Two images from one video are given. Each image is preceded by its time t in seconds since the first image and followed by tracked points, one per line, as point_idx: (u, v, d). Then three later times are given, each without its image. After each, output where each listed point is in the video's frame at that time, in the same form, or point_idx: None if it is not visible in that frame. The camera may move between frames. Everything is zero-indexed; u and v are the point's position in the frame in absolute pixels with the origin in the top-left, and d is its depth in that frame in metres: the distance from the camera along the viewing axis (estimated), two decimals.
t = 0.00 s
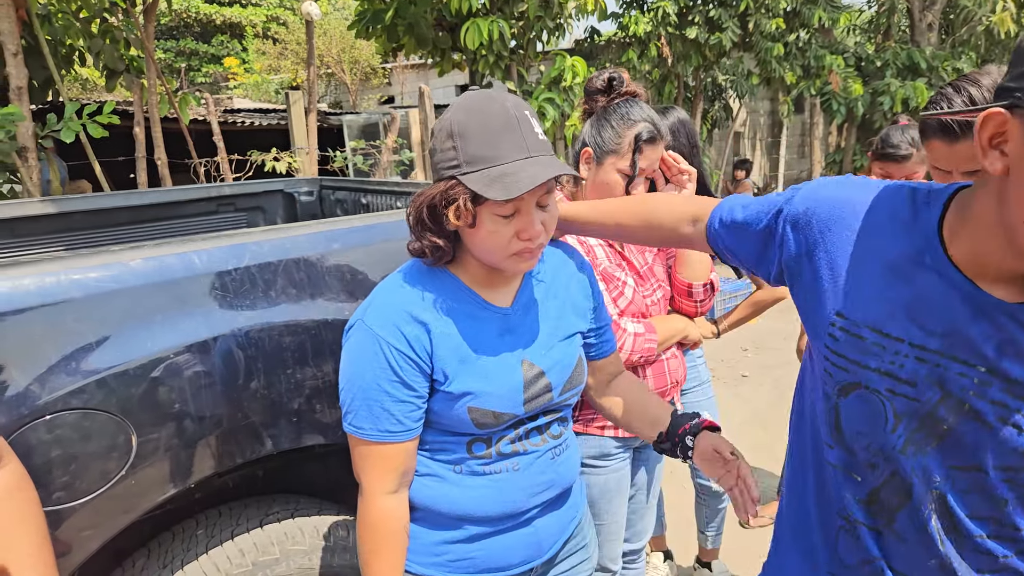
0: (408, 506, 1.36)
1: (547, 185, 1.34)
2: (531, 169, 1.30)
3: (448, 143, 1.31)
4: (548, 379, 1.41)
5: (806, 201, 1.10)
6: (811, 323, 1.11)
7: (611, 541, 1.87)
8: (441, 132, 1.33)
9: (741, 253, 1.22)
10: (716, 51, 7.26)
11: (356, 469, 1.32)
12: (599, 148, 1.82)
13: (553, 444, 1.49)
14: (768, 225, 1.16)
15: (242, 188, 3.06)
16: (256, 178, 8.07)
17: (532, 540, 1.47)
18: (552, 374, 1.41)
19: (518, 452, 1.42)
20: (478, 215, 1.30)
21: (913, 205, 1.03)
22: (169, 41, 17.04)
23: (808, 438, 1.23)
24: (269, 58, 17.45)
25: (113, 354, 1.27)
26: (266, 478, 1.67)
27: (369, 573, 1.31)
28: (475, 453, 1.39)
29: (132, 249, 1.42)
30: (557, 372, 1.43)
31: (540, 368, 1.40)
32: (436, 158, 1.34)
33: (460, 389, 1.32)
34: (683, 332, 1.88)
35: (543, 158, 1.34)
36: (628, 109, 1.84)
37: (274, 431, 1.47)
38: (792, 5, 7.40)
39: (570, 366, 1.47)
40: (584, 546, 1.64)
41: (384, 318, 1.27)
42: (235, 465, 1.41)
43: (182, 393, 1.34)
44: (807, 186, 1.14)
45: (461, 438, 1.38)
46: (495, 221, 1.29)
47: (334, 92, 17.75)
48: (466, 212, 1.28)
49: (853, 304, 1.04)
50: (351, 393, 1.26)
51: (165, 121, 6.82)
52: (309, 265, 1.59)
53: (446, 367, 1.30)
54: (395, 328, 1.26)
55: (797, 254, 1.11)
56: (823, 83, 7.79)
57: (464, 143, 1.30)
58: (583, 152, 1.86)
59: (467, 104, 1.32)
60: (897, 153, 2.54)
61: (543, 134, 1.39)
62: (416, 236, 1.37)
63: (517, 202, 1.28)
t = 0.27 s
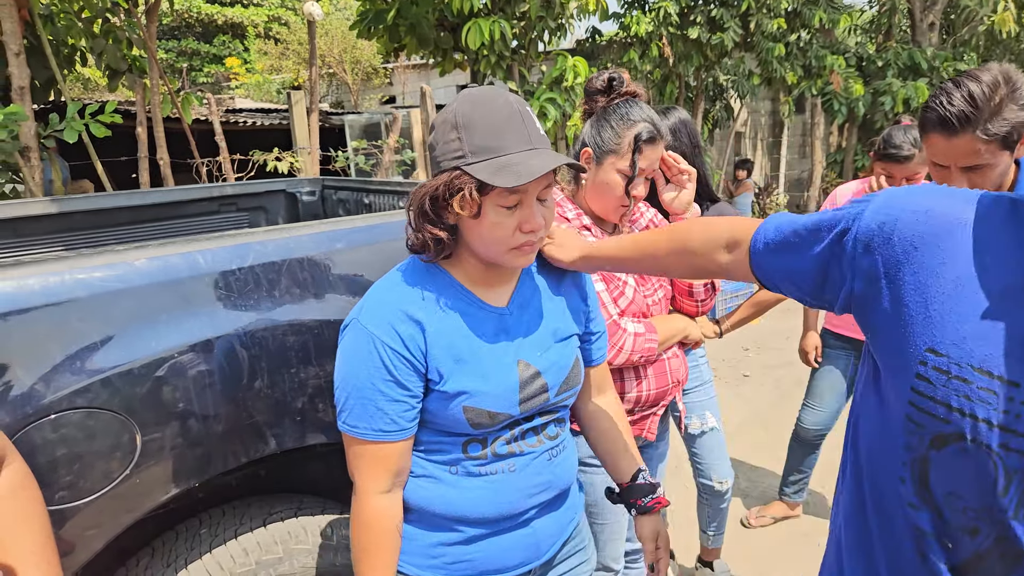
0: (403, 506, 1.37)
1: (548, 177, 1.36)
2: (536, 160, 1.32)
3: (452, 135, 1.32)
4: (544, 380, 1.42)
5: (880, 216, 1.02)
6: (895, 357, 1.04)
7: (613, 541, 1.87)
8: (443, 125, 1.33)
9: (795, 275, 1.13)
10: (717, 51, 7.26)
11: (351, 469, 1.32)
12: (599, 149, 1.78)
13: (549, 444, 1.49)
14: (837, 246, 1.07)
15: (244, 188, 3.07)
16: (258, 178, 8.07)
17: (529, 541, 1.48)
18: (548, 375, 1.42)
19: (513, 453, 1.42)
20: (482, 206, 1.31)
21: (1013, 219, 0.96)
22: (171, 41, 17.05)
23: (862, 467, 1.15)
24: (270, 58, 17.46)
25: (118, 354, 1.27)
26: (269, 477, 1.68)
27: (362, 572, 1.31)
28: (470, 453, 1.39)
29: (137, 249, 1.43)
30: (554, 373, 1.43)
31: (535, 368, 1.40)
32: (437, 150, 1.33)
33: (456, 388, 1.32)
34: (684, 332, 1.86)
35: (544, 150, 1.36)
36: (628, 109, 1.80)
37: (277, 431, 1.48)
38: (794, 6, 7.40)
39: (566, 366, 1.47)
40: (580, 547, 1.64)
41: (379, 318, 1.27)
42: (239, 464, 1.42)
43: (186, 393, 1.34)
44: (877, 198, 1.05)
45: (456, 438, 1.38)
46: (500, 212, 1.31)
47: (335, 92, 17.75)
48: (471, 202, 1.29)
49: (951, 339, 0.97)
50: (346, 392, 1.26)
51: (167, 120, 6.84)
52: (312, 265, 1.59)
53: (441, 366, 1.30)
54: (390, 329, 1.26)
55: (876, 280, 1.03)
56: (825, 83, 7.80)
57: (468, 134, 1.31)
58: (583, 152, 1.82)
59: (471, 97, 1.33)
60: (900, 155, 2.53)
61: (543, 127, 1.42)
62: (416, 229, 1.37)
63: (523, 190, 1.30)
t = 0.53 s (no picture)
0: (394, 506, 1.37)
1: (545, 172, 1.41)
2: (538, 152, 1.36)
3: (456, 124, 1.33)
4: (534, 374, 1.42)
5: (1012, 288, 0.73)
6: None
7: (614, 539, 1.86)
8: (446, 114, 1.35)
9: (892, 365, 0.85)
10: (718, 50, 7.26)
11: (341, 469, 1.32)
12: (599, 146, 1.77)
13: (541, 442, 1.49)
14: (952, 325, 0.78)
15: (244, 187, 3.07)
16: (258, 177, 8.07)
17: (522, 540, 1.48)
18: (537, 369, 1.42)
19: (504, 451, 1.43)
20: (485, 196, 1.33)
21: None
22: (172, 40, 17.07)
23: (970, 524, 1.03)
24: (271, 58, 17.46)
25: (118, 350, 1.27)
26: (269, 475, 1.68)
27: (354, 572, 1.32)
28: (461, 452, 1.39)
29: (138, 246, 1.43)
30: (543, 367, 1.44)
31: (525, 363, 1.41)
32: (439, 138, 1.35)
33: (446, 384, 1.32)
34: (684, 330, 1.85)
35: (543, 144, 1.40)
36: (629, 106, 1.79)
37: (278, 428, 1.48)
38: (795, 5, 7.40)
39: (557, 361, 1.47)
40: (575, 546, 1.64)
41: (367, 317, 1.28)
42: (239, 462, 1.42)
43: (186, 390, 1.34)
44: (999, 255, 0.75)
45: (447, 437, 1.38)
46: (500, 203, 1.34)
47: (336, 92, 17.75)
48: (477, 190, 1.31)
49: None
50: (336, 392, 1.27)
51: (168, 119, 6.84)
52: (313, 262, 1.60)
53: (430, 363, 1.31)
54: (378, 328, 1.27)
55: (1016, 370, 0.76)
56: (826, 83, 7.80)
57: (473, 123, 1.33)
58: (583, 149, 1.80)
59: (476, 88, 1.36)
60: (902, 153, 2.51)
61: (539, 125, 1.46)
62: (412, 218, 1.37)
63: (526, 180, 1.34)
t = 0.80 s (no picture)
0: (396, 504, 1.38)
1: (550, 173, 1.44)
2: (547, 155, 1.40)
3: (468, 123, 1.34)
4: (530, 364, 1.44)
5: None
6: None
7: (619, 536, 1.86)
8: (456, 113, 1.36)
9: None
10: (720, 51, 7.27)
11: (342, 467, 1.33)
12: (605, 145, 1.77)
13: (539, 436, 1.52)
14: None
15: (249, 186, 3.08)
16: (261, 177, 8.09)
17: (523, 535, 1.49)
18: (534, 359, 1.44)
19: (505, 445, 1.45)
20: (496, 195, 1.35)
21: None
22: (173, 40, 17.10)
23: None
24: (273, 57, 17.48)
25: (127, 347, 1.28)
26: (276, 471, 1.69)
27: (357, 571, 1.32)
28: (462, 446, 1.41)
29: (147, 242, 1.44)
30: (538, 357, 1.47)
31: (521, 354, 1.43)
32: (450, 136, 1.35)
33: (446, 378, 1.33)
34: (689, 328, 1.87)
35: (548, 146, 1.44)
36: (633, 105, 1.80)
37: (285, 425, 1.49)
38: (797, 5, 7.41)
39: (550, 351, 1.50)
40: (575, 542, 1.65)
41: (366, 314, 1.28)
42: (247, 458, 1.43)
43: (195, 387, 1.35)
44: None
45: (447, 433, 1.39)
46: (508, 202, 1.36)
47: (338, 91, 17.75)
48: (490, 188, 1.33)
49: None
50: (336, 391, 1.27)
51: (171, 118, 6.86)
52: (320, 259, 1.61)
53: (431, 358, 1.32)
54: (378, 325, 1.28)
55: None
56: (828, 83, 7.80)
57: (485, 123, 1.34)
58: (589, 148, 1.80)
59: (487, 90, 1.38)
60: (901, 148, 2.50)
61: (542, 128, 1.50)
62: (419, 216, 1.37)
63: (535, 180, 1.37)
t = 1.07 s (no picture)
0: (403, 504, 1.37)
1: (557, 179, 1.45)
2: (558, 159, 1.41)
3: (481, 127, 1.34)
4: (533, 363, 1.44)
5: None
6: None
7: (627, 538, 1.85)
8: (468, 116, 1.36)
9: None
10: (723, 51, 7.27)
11: (349, 469, 1.33)
12: (612, 146, 1.77)
13: (544, 435, 1.52)
14: None
15: (254, 186, 3.09)
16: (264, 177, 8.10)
17: (529, 535, 1.50)
18: (537, 357, 1.44)
19: (511, 443, 1.45)
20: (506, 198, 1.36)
21: None
22: (175, 41, 17.12)
23: None
24: (274, 57, 17.48)
25: (140, 348, 1.28)
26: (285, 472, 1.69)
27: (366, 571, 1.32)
28: (469, 445, 1.41)
29: (159, 244, 1.44)
30: (541, 355, 1.47)
31: (524, 352, 1.43)
32: (461, 139, 1.35)
33: (453, 376, 1.34)
34: (697, 329, 1.87)
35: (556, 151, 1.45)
36: (642, 106, 1.80)
37: (297, 426, 1.49)
38: (800, 5, 7.41)
39: (553, 349, 1.50)
40: (582, 542, 1.65)
41: (373, 315, 1.29)
42: (259, 459, 1.43)
43: (207, 388, 1.35)
44: None
45: (453, 432, 1.40)
46: (517, 206, 1.37)
47: (340, 92, 17.76)
48: (501, 192, 1.33)
49: None
50: (342, 392, 1.28)
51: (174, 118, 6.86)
52: (330, 261, 1.61)
53: (438, 357, 1.32)
54: (385, 325, 1.28)
55: None
56: (830, 84, 7.80)
57: (498, 127, 1.35)
58: (596, 150, 1.80)
59: (498, 95, 1.38)
60: (905, 143, 2.50)
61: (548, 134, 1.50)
62: (428, 217, 1.37)
63: (545, 185, 1.37)
